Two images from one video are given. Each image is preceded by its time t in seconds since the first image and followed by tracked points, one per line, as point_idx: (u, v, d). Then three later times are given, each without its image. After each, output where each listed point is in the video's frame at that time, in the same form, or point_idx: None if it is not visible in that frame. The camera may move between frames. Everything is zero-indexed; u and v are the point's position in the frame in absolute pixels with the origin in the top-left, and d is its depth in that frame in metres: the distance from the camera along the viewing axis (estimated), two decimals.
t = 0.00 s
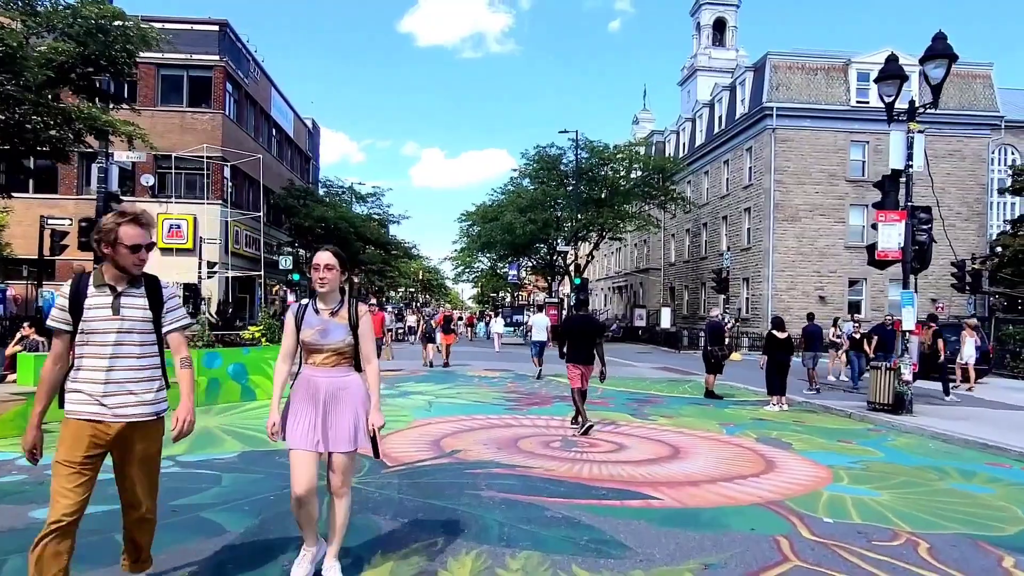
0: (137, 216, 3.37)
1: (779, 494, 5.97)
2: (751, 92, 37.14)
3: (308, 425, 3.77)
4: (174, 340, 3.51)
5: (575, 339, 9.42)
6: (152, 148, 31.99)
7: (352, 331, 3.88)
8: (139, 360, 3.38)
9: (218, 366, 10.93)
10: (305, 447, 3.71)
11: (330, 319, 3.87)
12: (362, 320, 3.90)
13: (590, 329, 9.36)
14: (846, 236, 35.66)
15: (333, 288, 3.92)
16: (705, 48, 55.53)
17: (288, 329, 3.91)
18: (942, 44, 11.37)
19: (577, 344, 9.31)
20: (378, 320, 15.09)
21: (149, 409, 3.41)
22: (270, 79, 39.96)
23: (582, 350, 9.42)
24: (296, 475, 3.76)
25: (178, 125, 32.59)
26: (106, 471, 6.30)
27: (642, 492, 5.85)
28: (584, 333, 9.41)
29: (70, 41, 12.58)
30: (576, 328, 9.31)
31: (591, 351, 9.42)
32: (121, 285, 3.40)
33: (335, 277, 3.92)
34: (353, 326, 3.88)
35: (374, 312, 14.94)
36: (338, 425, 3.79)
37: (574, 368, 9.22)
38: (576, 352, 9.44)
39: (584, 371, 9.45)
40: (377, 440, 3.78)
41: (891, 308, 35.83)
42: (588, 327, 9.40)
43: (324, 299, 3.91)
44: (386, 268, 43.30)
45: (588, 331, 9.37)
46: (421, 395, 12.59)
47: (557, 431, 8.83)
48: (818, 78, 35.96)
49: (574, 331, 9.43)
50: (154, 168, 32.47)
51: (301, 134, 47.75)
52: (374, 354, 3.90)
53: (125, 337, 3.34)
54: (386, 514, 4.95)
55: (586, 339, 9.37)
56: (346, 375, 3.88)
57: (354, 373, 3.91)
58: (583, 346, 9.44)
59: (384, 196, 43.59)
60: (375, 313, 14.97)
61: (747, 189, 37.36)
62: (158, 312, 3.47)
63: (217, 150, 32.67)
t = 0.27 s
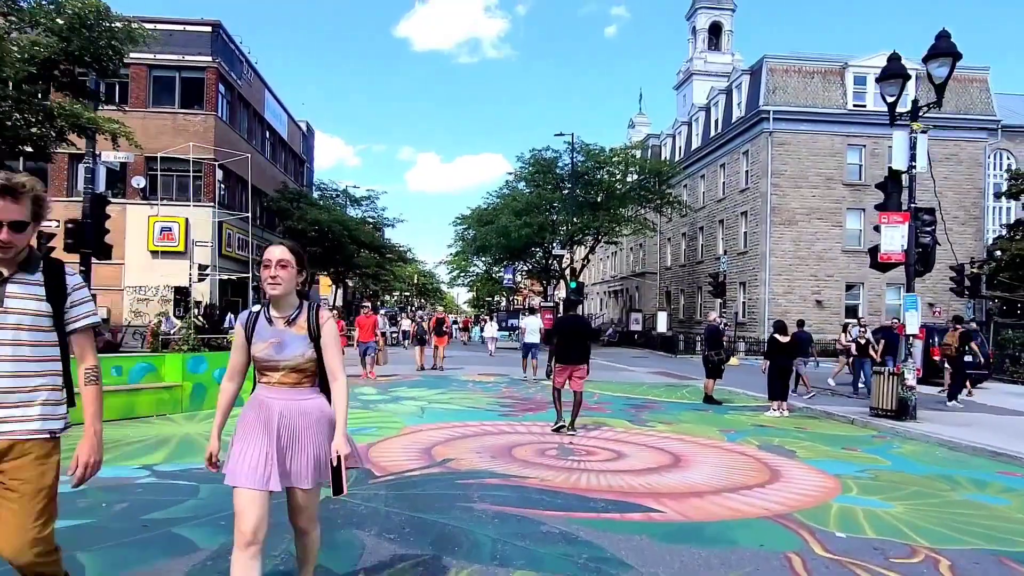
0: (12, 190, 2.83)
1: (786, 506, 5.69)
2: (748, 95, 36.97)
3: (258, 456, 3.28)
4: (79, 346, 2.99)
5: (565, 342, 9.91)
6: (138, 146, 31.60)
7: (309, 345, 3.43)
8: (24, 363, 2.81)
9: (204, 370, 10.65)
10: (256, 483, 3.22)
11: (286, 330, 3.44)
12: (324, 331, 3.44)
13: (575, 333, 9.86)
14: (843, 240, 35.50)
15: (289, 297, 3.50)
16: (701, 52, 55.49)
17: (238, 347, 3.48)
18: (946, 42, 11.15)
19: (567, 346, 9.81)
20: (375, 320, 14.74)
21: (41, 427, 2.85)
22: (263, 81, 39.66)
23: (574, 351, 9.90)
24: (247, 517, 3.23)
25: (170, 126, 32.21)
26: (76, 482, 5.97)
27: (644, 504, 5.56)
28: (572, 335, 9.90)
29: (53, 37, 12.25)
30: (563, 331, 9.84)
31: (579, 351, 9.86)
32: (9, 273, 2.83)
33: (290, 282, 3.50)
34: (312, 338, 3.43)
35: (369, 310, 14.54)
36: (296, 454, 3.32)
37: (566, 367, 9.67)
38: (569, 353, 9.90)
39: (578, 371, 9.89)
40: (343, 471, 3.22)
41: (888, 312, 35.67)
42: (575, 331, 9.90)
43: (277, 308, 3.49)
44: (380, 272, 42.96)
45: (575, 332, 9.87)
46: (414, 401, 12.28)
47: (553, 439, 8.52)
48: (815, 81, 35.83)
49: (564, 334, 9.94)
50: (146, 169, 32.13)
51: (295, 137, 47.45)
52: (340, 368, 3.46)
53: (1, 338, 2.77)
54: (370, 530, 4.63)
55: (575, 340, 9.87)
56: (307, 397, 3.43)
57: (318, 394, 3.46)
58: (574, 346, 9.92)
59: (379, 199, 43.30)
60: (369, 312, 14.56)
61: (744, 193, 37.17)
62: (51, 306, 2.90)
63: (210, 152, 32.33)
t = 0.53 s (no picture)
0: None
1: (799, 525, 5.40)
2: (746, 102, 36.83)
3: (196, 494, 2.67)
4: None
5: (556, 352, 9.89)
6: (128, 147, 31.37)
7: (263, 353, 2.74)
8: None
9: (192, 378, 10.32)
10: (188, 528, 2.63)
11: (234, 331, 2.75)
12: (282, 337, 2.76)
13: (565, 343, 9.81)
14: (842, 248, 35.31)
15: (238, 288, 2.79)
16: (699, 59, 55.41)
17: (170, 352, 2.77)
18: (954, 46, 10.93)
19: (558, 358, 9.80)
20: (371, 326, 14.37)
21: None
22: (260, 85, 39.40)
23: (565, 361, 9.90)
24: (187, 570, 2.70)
25: (164, 131, 31.92)
26: (49, 498, 5.64)
27: (649, 523, 5.26)
28: (563, 346, 9.86)
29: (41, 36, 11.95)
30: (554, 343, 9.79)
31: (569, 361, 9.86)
32: None
33: (240, 269, 2.79)
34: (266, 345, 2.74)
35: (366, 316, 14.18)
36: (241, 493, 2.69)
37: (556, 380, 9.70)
38: (561, 363, 9.91)
39: (569, 380, 9.94)
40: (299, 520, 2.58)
41: (888, 321, 35.47)
42: (565, 341, 9.85)
43: (224, 302, 2.78)
44: (377, 278, 42.65)
45: (566, 343, 9.83)
46: (408, 410, 11.97)
47: (552, 450, 8.22)
48: (814, 89, 35.70)
49: (555, 343, 9.90)
50: (140, 173, 31.86)
51: (291, 142, 47.23)
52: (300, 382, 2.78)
53: None
54: (359, 553, 4.33)
55: (567, 351, 9.84)
56: (255, 416, 2.75)
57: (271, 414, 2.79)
58: (566, 356, 9.90)
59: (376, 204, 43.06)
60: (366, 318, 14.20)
61: (742, 200, 37.00)
62: None
63: (204, 157, 32.04)
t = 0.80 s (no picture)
0: None
1: (810, 541, 5.11)
2: (744, 106, 36.65)
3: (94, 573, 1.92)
4: None
5: (543, 355, 10.29)
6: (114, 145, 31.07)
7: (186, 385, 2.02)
8: None
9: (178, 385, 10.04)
10: None
11: (148, 356, 2.02)
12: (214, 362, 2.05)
13: (552, 346, 10.26)
14: (840, 253, 35.12)
15: (155, 296, 2.08)
16: (695, 64, 55.32)
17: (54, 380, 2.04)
18: (960, 44, 10.72)
19: (545, 359, 10.21)
20: (366, 330, 14.00)
21: None
22: (254, 88, 39.11)
23: (552, 363, 10.29)
24: None
25: (156, 133, 31.62)
26: (17, 515, 5.32)
27: (653, 539, 4.97)
28: (550, 348, 10.29)
29: (25, 32, 11.61)
30: (541, 345, 10.22)
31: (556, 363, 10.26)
32: None
33: (157, 272, 2.08)
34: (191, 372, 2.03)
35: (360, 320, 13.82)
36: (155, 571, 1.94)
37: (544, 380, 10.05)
38: (548, 365, 10.30)
39: (556, 381, 10.29)
40: None
41: (886, 326, 35.27)
42: (553, 344, 10.29)
43: (136, 315, 2.06)
44: (372, 283, 42.31)
45: (553, 346, 10.27)
46: (401, 417, 11.64)
47: (550, 460, 7.91)
48: (811, 93, 35.55)
49: (541, 347, 10.32)
50: (132, 176, 31.56)
51: (286, 146, 46.97)
52: (239, 424, 2.10)
53: None
54: None
55: (554, 353, 10.26)
56: (177, 470, 2.02)
57: (199, 466, 2.06)
58: (552, 358, 10.30)
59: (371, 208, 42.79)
60: (360, 322, 13.83)
61: (739, 205, 36.80)
62: None
63: (197, 159, 31.72)
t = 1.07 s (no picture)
0: None
1: (824, 560, 4.82)
2: (742, 110, 36.45)
3: None
4: None
5: (535, 363, 10.14)
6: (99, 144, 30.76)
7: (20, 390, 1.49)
8: None
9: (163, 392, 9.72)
10: None
11: None
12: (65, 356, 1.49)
13: (542, 354, 10.09)
14: (839, 257, 34.91)
15: None
16: (693, 68, 55.15)
17: None
18: (966, 43, 10.49)
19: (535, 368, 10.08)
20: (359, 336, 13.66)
21: None
22: (249, 91, 38.83)
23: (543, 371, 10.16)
24: None
25: (150, 136, 31.33)
26: None
27: (656, 557, 4.68)
28: (540, 356, 10.12)
29: (9, 29, 11.19)
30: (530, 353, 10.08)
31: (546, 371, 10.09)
32: None
33: None
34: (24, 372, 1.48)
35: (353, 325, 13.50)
36: None
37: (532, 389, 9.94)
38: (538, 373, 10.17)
39: (547, 389, 10.16)
40: None
41: (885, 330, 35.04)
42: (544, 352, 10.10)
43: None
44: (368, 288, 41.95)
45: (543, 355, 10.09)
46: (394, 424, 11.34)
47: (546, 470, 7.61)
48: (810, 96, 35.36)
49: (533, 354, 10.20)
50: (125, 179, 31.23)
51: (282, 149, 46.70)
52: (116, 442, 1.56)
53: None
54: None
55: (544, 362, 10.10)
56: (29, 510, 1.55)
57: (59, 502, 1.58)
58: (543, 367, 10.15)
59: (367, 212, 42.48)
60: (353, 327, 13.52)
61: (738, 209, 36.57)
62: None
63: (192, 162, 31.46)
